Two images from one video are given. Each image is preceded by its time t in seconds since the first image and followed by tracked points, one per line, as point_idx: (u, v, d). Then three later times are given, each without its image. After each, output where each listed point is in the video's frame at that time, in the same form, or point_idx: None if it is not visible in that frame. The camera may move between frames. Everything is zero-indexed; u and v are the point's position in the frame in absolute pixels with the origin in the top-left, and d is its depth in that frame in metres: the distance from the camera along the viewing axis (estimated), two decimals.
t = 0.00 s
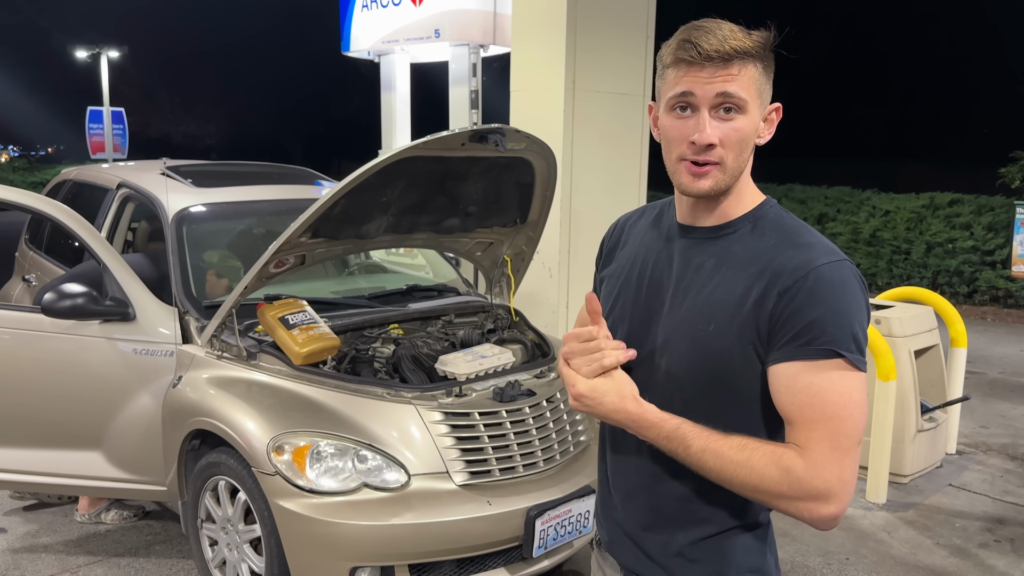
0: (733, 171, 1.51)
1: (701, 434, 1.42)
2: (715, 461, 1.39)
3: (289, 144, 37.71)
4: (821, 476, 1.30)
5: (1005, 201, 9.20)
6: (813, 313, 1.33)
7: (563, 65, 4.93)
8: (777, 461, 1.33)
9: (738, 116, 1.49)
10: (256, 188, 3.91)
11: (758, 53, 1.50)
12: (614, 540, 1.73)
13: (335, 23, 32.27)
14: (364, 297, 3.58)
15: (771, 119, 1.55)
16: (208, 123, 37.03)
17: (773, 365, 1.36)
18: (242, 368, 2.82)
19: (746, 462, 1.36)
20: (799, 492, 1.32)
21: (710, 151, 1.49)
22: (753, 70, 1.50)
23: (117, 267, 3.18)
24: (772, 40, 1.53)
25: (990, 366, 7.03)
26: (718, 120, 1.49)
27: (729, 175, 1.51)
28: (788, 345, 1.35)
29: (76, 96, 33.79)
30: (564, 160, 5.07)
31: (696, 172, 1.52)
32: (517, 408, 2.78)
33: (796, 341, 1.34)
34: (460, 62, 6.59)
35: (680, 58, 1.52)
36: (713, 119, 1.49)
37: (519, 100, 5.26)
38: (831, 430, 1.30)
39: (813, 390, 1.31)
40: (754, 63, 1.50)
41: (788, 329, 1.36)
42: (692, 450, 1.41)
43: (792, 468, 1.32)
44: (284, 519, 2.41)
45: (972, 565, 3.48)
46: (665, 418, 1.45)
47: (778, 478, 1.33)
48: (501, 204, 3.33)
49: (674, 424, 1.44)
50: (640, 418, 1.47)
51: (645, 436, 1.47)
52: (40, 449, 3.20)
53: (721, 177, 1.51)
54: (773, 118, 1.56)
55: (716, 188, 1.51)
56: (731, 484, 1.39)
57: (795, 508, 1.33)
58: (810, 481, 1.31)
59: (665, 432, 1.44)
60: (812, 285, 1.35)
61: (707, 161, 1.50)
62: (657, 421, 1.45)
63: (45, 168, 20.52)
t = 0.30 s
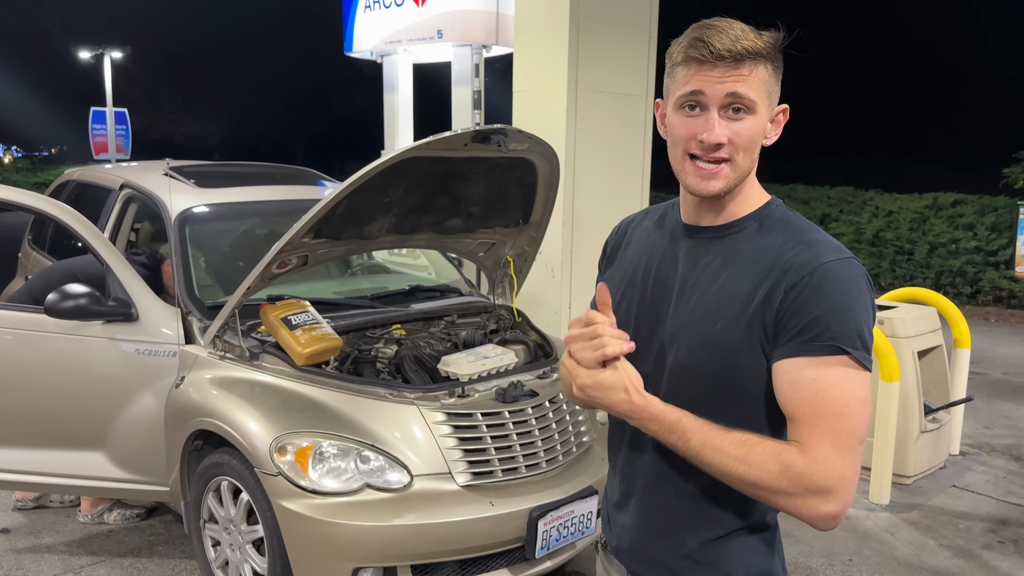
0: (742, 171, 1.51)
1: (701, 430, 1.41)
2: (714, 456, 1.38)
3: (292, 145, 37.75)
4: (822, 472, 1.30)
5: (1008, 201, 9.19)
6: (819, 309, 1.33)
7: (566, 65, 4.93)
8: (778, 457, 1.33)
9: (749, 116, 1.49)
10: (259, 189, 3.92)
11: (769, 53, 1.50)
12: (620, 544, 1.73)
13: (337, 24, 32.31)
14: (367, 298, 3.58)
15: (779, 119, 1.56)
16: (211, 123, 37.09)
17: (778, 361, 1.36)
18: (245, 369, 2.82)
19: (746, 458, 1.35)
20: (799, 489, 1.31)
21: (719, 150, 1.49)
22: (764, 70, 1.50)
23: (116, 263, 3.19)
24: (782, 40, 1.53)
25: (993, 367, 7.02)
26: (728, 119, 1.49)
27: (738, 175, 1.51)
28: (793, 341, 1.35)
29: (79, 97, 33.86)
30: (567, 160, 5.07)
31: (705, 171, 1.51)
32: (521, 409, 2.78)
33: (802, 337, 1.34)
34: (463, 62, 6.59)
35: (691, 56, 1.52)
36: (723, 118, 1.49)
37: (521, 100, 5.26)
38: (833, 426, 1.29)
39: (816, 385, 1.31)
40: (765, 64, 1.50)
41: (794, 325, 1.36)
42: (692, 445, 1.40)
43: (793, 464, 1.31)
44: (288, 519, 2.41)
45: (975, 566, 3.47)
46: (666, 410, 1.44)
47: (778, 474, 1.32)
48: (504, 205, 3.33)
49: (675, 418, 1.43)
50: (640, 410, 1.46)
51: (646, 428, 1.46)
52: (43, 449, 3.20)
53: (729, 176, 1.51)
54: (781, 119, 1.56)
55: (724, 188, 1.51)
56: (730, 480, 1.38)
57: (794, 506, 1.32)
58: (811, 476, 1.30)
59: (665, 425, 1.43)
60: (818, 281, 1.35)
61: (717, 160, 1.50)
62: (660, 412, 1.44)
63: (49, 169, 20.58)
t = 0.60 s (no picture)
0: (735, 182, 1.51)
1: (717, 452, 1.42)
2: (732, 477, 1.39)
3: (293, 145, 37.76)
4: (839, 482, 1.30)
5: (1010, 201, 9.17)
6: (825, 319, 1.33)
7: (568, 65, 4.93)
8: (795, 471, 1.33)
9: (739, 128, 1.48)
10: (260, 188, 3.92)
11: (755, 61, 1.48)
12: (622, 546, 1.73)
13: (338, 24, 32.33)
14: (368, 297, 3.58)
15: (770, 124, 1.55)
16: (212, 123, 37.11)
17: (788, 373, 1.36)
18: (246, 369, 2.82)
19: (764, 475, 1.36)
20: (820, 500, 1.32)
21: (712, 165, 1.49)
22: (751, 79, 1.48)
23: (116, 256, 3.20)
24: (769, 45, 1.51)
25: (995, 367, 7.00)
26: (718, 133, 1.49)
27: (731, 186, 1.50)
28: (801, 353, 1.35)
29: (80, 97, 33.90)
30: (568, 160, 5.07)
31: (697, 185, 1.51)
32: (522, 409, 2.78)
33: (810, 348, 1.34)
34: (465, 62, 6.59)
35: (675, 74, 1.51)
36: (713, 132, 1.48)
37: (522, 100, 5.26)
38: (846, 435, 1.29)
39: (829, 396, 1.31)
40: (753, 73, 1.48)
41: (802, 337, 1.35)
42: (708, 468, 1.42)
43: (811, 476, 1.31)
44: (289, 519, 2.41)
45: (977, 566, 3.47)
46: (677, 435, 1.47)
47: (798, 488, 1.33)
48: (505, 205, 3.33)
49: (688, 442, 1.46)
50: (651, 437, 1.49)
51: (661, 453, 1.49)
52: (45, 450, 3.20)
53: (722, 189, 1.51)
54: (773, 123, 1.55)
55: (718, 200, 1.51)
56: (752, 498, 1.39)
57: (816, 516, 1.33)
58: (830, 488, 1.30)
59: (679, 450, 1.46)
60: (824, 291, 1.35)
61: (709, 174, 1.50)
62: (668, 440, 1.47)
63: (51, 169, 20.60)
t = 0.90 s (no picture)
0: (733, 178, 1.50)
1: (712, 451, 1.42)
2: (726, 477, 1.39)
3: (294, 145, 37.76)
4: (832, 483, 1.29)
5: (1011, 200, 9.17)
6: (822, 318, 1.32)
7: (569, 65, 4.93)
8: (790, 472, 1.33)
9: (738, 124, 1.47)
10: (261, 188, 3.91)
11: (753, 59, 1.48)
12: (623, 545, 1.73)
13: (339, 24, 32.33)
14: (369, 297, 3.58)
15: (769, 121, 1.54)
16: (213, 123, 37.12)
17: (784, 373, 1.36)
18: (247, 369, 2.81)
19: (759, 475, 1.36)
20: (814, 501, 1.31)
21: (707, 163, 1.48)
22: (748, 77, 1.47)
23: (116, 258, 3.20)
24: (767, 41, 1.51)
25: (997, 367, 7.00)
26: (714, 130, 1.48)
27: (729, 183, 1.50)
28: (797, 352, 1.34)
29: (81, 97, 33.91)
30: (569, 160, 5.06)
31: (694, 183, 1.51)
32: (523, 409, 2.77)
33: (806, 347, 1.33)
34: (466, 61, 6.59)
35: (671, 72, 1.51)
36: (711, 130, 1.48)
37: (523, 100, 5.26)
38: (841, 435, 1.29)
39: (824, 397, 1.30)
40: (750, 69, 1.48)
41: (798, 335, 1.35)
42: (703, 467, 1.42)
43: (804, 477, 1.31)
44: (289, 520, 2.41)
45: (979, 566, 3.46)
46: (674, 434, 1.47)
47: (792, 488, 1.33)
48: (506, 205, 3.33)
49: (682, 441, 1.46)
50: (647, 436, 1.49)
51: (655, 452, 1.49)
52: (46, 450, 3.20)
53: (720, 186, 1.50)
54: (772, 121, 1.55)
55: (714, 198, 1.50)
56: (745, 497, 1.39)
57: (810, 517, 1.32)
58: (823, 488, 1.30)
59: (674, 449, 1.46)
60: (820, 290, 1.34)
61: (707, 171, 1.49)
62: (662, 439, 1.48)
63: (52, 169, 20.62)
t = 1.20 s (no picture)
0: (638, 175, 1.64)
1: (714, 460, 1.43)
2: (728, 486, 1.40)
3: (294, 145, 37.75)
4: (833, 493, 1.30)
5: (1012, 200, 9.17)
6: (816, 327, 1.32)
7: (569, 64, 4.92)
8: (791, 483, 1.33)
9: (627, 126, 1.65)
10: (261, 188, 3.91)
11: (641, 67, 1.63)
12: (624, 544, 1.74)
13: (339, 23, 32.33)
14: (369, 297, 3.58)
15: (670, 118, 1.56)
16: (213, 123, 37.11)
17: (780, 383, 1.36)
18: (247, 368, 2.81)
19: (761, 484, 1.37)
20: (816, 511, 1.31)
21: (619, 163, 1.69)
22: (634, 84, 1.64)
23: (119, 259, 3.20)
24: (667, 43, 1.60)
25: (998, 367, 6.98)
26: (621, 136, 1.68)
27: (636, 180, 1.66)
28: (793, 362, 1.34)
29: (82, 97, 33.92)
30: (569, 160, 5.06)
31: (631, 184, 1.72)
32: (523, 409, 2.77)
33: (801, 357, 1.33)
34: (466, 61, 6.59)
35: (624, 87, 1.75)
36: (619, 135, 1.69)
37: (523, 100, 5.25)
38: (841, 446, 1.29)
39: (823, 408, 1.30)
40: (637, 76, 1.63)
41: (793, 345, 1.34)
42: (705, 476, 1.43)
43: (805, 488, 1.31)
44: (290, 520, 2.41)
45: (980, 566, 3.46)
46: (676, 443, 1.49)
47: (793, 499, 1.33)
48: (506, 204, 3.33)
49: (685, 450, 1.47)
50: (651, 448, 1.52)
51: (661, 463, 1.50)
52: (46, 450, 3.20)
53: (633, 184, 1.68)
54: (674, 116, 1.55)
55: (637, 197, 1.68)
56: (748, 507, 1.39)
57: (813, 526, 1.33)
58: (824, 499, 1.30)
59: (678, 458, 1.47)
60: (812, 298, 1.33)
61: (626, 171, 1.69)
62: (664, 449, 1.50)
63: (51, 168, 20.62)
